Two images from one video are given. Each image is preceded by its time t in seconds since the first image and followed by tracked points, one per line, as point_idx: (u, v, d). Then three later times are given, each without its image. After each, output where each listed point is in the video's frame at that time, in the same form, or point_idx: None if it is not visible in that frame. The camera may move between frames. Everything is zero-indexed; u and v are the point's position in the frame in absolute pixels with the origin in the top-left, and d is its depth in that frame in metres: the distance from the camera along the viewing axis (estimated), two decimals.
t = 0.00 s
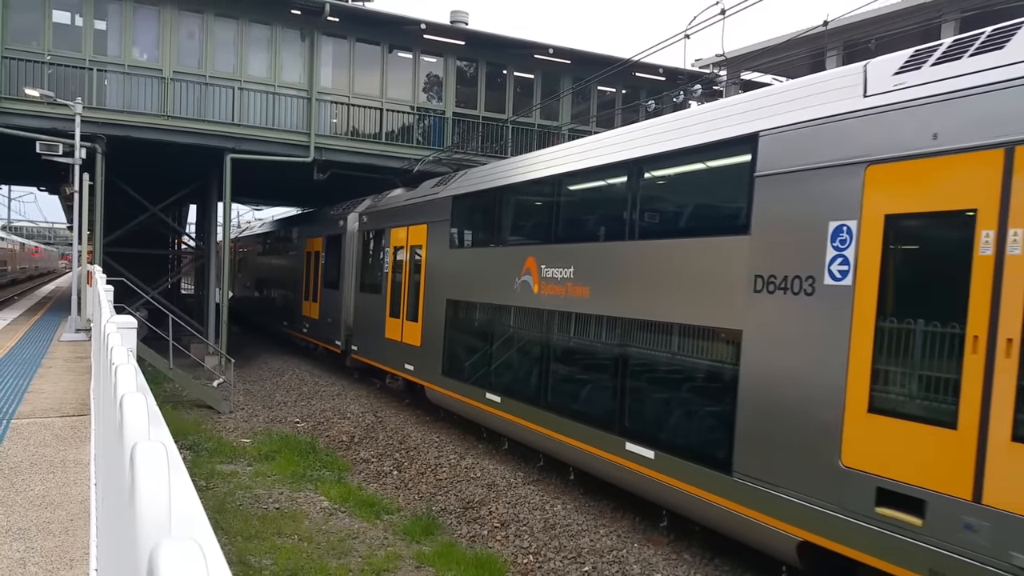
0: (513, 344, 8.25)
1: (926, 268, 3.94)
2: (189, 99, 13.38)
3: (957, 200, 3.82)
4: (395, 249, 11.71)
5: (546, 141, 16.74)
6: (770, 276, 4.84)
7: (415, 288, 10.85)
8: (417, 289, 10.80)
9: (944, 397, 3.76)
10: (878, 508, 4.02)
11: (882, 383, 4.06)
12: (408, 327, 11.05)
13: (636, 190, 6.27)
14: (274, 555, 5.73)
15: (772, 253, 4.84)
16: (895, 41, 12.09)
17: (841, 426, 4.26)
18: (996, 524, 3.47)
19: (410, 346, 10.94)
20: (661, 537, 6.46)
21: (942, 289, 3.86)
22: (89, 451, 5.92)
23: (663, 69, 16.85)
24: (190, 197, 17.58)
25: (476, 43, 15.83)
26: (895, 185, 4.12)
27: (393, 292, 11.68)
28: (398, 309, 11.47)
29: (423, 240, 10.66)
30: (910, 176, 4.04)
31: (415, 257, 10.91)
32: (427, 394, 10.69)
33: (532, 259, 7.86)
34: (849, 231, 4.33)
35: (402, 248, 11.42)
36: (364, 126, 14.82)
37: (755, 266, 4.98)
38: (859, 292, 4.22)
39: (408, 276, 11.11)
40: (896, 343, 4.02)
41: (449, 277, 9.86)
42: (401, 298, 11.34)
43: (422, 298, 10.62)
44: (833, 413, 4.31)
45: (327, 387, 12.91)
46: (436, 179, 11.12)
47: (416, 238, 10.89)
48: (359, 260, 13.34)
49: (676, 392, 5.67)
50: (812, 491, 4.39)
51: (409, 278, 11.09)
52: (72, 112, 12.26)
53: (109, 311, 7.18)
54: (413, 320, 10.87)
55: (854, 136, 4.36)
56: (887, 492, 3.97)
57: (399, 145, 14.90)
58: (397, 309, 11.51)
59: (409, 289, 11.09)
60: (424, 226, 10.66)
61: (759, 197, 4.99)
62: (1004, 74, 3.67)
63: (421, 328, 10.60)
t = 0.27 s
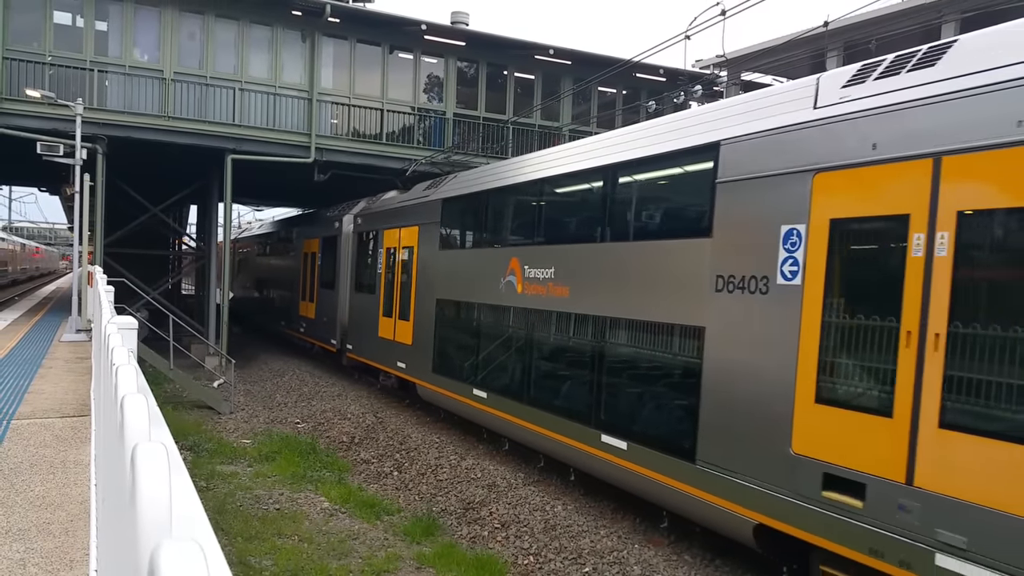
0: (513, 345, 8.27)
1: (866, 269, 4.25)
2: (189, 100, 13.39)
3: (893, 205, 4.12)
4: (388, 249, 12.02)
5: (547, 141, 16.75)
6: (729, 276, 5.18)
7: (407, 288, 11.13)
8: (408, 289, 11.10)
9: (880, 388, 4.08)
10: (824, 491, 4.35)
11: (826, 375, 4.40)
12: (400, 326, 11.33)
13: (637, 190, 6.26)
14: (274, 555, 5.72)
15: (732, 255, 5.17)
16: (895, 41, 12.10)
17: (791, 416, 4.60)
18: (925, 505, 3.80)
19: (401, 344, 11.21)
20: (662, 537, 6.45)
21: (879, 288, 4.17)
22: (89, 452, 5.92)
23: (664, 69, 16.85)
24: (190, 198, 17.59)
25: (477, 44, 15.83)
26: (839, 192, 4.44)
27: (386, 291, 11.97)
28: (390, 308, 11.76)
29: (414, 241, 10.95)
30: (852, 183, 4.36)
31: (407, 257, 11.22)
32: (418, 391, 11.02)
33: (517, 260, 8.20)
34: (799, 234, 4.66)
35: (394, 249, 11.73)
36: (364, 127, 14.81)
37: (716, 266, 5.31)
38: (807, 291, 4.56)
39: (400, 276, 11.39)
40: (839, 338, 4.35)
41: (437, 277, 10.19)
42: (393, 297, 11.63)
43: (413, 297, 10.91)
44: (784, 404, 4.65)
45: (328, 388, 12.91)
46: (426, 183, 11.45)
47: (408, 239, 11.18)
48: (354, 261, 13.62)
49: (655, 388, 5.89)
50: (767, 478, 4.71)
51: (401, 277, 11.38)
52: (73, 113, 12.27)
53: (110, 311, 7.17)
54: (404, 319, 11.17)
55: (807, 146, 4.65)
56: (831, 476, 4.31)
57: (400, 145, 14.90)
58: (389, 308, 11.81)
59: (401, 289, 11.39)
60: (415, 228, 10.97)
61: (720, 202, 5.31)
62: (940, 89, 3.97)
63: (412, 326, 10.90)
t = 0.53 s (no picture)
0: (513, 347, 8.23)
1: (814, 269, 4.55)
2: (189, 101, 13.39)
3: (838, 209, 4.42)
4: (380, 250, 12.32)
5: (546, 143, 16.76)
6: (694, 277, 5.50)
7: (399, 287, 11.43)
8: (400, 289, 11.40)
9: (824, 379, 4.39)
10: (777, 477, 4.66)
11: (779, 368, 4.71)
12: (392, 325, 11.63)
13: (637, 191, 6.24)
14: (274, 557, 5.72)
15: (696, 256, 5.48)
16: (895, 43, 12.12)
17: (748, 407, 4.91)
18: (866, 487, 4.09)
19: (393, 342, 11.50)
20: (662, 539, 6.45)
21: (824, 287, 4.47)
22: (88, 453, 5.91)
23: (664, 70, 16.86)
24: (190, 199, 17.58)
25: (477, 45, 15.84)
26: (790, 198, 4.75)
27: (378, 291, 12.25)
28: (383, 307, 12.06)
29: (405, 242, 11.24)
30: (801, 189, 4.66)
31: (399, 258, 11.50)
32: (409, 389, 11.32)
33: (502, 261, 8.51)
34: (754, 237, 4.97)
35: (386, 250, 12.02)
36: (364, 128, 14.81)
37: (682, 267, 5.63)
38: (762, 290, 4.88)
39: (392, 276, 11.69)
40: (791, 333, 4.66)
41: (428, 277, 10.49)
42: (386, 297, 11.93)
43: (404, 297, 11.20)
44: (742, 396, 4.96)
45: (328, 389, 12.91)
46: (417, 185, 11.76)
47: (400, 240, 11.46)
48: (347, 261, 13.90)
49: (636, 385, 6.09)
50: (727, 466, 5.02)
51: (393, 278, 11.67)
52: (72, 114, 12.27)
53: (110, 313, 7.18)
54: (396, 318, 11.45)
55: (783, 151, 4.82)
56: (782, 463, 4.62)
57: (399, 147, 14.89)
58: (382, 308, 12.11)
59: (393, 289, 11.69)
60: (406, 229, 11.26)
61: (686, 207, 5.62)
62: (886, 102, 4.26)
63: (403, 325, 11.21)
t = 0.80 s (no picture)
0: (512, 347, 8.19)
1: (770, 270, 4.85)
2: (188, 101, 13.38)
3: (791, 212, 4.73)
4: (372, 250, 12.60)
5: (546, 142, 16.76)
6: (663, 275, 5.82)
7: (390, 286, 11.68)
8: (391, 289, 11.68)
9: (777, 372, 4.70)
10: (735, 463, 4.99)
11: (738, 362, 5.02)
12: (383, 323, 11.90)
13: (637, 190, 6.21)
14: (274, 557, 5.71)
15: (666, 256, 5.80)
16: (894, 42, 12.13)
17: (711, 398, 5.23)
18: (814, 471, 4.39)
19: (385, 341, 11.76)
20: (661, 538, 6.45)
21: (777, 286, 4.79)
22: (88, 453, 5.91)
23: (663, 70, 16.87)
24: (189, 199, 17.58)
25: (476, 45, 15.84)
26: (748, 202, 5.06)
27: (370, 290, 12.53)
28: (374, 306, 12.34)
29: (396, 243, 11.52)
30: (758, 194, 4.98)
31: (390, 258, 11.76)
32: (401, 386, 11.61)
33: (487, 261, 8.79)
34: (717, 238, 5.30)
35: (378, 250, 12.30)
36: (364, 128, 14.81)
37: (653, 266, 5.95)
38: (723, 288, 5.20)
39: (384, 276, 11.96)
40: (749, 328, 4.97)
41: (418, 276, 10.75)
42: (378, 296, 12.20)
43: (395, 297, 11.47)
44: (706, 388, 5.28)
45: (327, 389, 12.90)
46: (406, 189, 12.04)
47: (391, 240, 11.73)
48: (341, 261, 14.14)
49: (615, 379, 6.34)
50: (693, 454, 5.33)
51: (385, 278, 11.94)
52: (71, 114, 12.27)
53: (109, 313, 7.17)
54: (388, 316, 11.71)
55: (786, 150, 4.81)
56: (741, 450, 4.94)
57: (399, 147, 14.89)
58: (373, 307, 12.38)
59: (384, 288, 11.96)
60: (397, 230, 11.53)
61: (656, 209, 5.94)
62: (838, 110, 4.55)
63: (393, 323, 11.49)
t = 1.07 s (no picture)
0: (512, 347, 8.17)
1: (749, 270, 5.01)
2: (187, 101, 13.37)
3: (751, 215, 5.03)
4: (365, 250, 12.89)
5: (544, 142, 16.76)
6: (636, 274, 6.15)
7: (382, 285, 11.93)
8: (382, 287, 11.95)
9: (737, 365, 5.01)
10: (699, 451, 5.32)
11: (702, 355, 5.35)
12: (375, 321, 12.17)
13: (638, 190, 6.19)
14: (272, 556, 5.71)
15: (638, 256, 6.13)
16: (893, 41, 12.13)
17: (679, 389, 5.55)
18: (769, 456, 4.71)
19: (377, 338, 12.02)
20: (660, 537, 6.45)
21: (736, 284, 5.11)
22: (86, 453, 5.91)
23: (662, 69, 16.86)
24: (188, 199, 17.56)
25: (475, 44, 15.83)
26: (711, 206, 5.38)
27: (363, 289, 12.80)
28: (366, 304, 12.61)
29: (388, 242, 11.80)
30: (720, 198, 5.30)
31: (382, 257, 12.04)
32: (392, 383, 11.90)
33: (474, 260, 9.08)
34: (683, 239, 5.63)
35: (371, 250, 12.59)
36: (362, 128, 14.81)
37: (627, 266, 6.28)
38: (689, 286, 5.53)
39: (376, 274, 12.23)
40: (711, 323, 5.29)
41: (408, 275, 11.02)
42: (370, 294, 12.47)
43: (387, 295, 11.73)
44: (675, 380, 5.60)
45: (326, 389, 12.89)
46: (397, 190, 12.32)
47: (383, 240, 12.00)
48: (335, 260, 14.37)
49: (594, 373, 6.62)
50: (664, 443, 5.66)
51: (377, 277, 12.21)
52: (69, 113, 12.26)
53: (107, 313, 7.17)
54: (379, 314, 11.98)
55: (788, 149, 4.82)
56: (705, 438, 5.27)
57: (398, 146, 14.88)
58: (366, 305, 12.66)
59: (376, 286, 12.23)
60: (389, 230, 11.82)
61: (628, 212, 6.27)
62: (796, 119, 4.84)
63: (385, 321, 11.77)
